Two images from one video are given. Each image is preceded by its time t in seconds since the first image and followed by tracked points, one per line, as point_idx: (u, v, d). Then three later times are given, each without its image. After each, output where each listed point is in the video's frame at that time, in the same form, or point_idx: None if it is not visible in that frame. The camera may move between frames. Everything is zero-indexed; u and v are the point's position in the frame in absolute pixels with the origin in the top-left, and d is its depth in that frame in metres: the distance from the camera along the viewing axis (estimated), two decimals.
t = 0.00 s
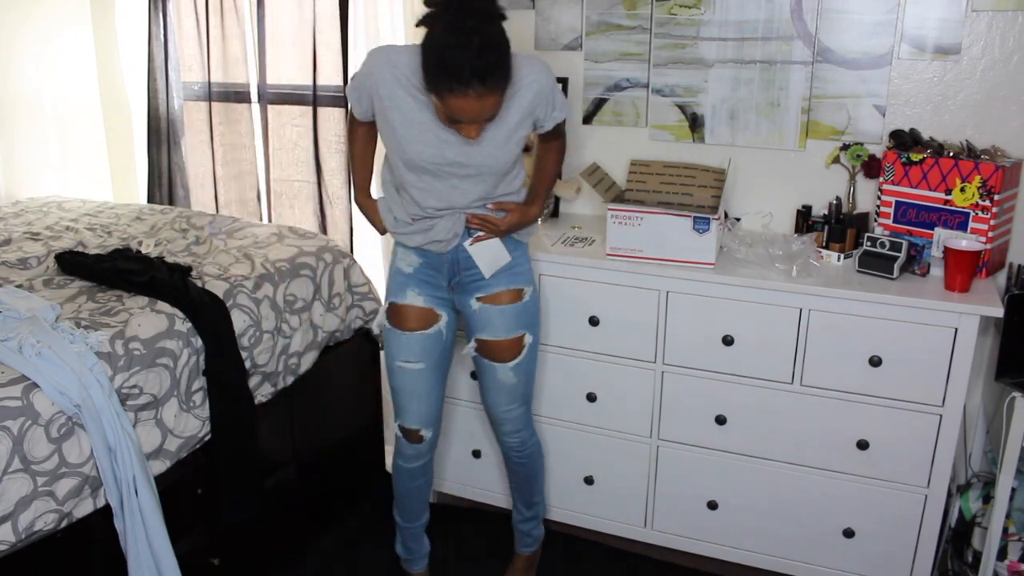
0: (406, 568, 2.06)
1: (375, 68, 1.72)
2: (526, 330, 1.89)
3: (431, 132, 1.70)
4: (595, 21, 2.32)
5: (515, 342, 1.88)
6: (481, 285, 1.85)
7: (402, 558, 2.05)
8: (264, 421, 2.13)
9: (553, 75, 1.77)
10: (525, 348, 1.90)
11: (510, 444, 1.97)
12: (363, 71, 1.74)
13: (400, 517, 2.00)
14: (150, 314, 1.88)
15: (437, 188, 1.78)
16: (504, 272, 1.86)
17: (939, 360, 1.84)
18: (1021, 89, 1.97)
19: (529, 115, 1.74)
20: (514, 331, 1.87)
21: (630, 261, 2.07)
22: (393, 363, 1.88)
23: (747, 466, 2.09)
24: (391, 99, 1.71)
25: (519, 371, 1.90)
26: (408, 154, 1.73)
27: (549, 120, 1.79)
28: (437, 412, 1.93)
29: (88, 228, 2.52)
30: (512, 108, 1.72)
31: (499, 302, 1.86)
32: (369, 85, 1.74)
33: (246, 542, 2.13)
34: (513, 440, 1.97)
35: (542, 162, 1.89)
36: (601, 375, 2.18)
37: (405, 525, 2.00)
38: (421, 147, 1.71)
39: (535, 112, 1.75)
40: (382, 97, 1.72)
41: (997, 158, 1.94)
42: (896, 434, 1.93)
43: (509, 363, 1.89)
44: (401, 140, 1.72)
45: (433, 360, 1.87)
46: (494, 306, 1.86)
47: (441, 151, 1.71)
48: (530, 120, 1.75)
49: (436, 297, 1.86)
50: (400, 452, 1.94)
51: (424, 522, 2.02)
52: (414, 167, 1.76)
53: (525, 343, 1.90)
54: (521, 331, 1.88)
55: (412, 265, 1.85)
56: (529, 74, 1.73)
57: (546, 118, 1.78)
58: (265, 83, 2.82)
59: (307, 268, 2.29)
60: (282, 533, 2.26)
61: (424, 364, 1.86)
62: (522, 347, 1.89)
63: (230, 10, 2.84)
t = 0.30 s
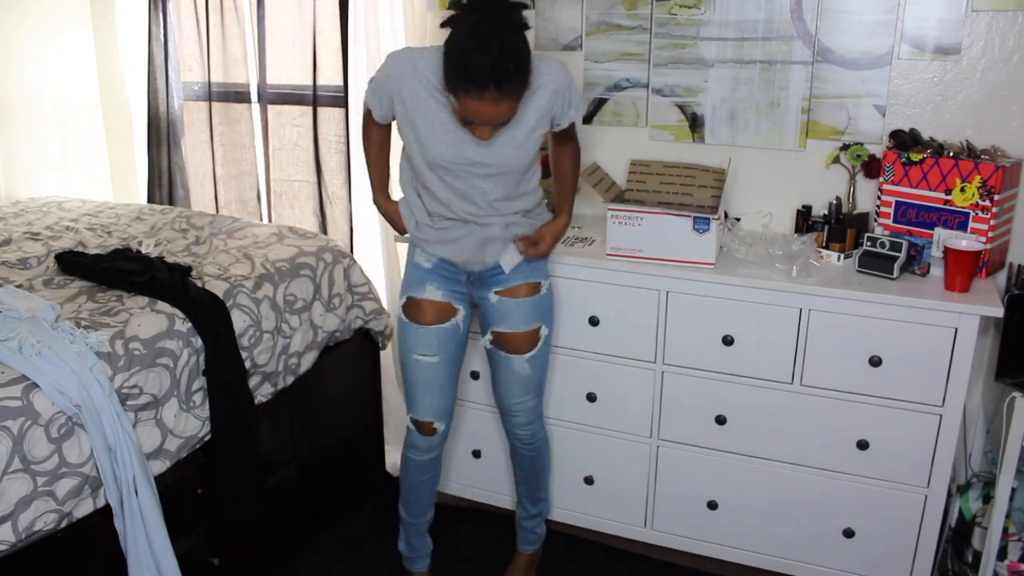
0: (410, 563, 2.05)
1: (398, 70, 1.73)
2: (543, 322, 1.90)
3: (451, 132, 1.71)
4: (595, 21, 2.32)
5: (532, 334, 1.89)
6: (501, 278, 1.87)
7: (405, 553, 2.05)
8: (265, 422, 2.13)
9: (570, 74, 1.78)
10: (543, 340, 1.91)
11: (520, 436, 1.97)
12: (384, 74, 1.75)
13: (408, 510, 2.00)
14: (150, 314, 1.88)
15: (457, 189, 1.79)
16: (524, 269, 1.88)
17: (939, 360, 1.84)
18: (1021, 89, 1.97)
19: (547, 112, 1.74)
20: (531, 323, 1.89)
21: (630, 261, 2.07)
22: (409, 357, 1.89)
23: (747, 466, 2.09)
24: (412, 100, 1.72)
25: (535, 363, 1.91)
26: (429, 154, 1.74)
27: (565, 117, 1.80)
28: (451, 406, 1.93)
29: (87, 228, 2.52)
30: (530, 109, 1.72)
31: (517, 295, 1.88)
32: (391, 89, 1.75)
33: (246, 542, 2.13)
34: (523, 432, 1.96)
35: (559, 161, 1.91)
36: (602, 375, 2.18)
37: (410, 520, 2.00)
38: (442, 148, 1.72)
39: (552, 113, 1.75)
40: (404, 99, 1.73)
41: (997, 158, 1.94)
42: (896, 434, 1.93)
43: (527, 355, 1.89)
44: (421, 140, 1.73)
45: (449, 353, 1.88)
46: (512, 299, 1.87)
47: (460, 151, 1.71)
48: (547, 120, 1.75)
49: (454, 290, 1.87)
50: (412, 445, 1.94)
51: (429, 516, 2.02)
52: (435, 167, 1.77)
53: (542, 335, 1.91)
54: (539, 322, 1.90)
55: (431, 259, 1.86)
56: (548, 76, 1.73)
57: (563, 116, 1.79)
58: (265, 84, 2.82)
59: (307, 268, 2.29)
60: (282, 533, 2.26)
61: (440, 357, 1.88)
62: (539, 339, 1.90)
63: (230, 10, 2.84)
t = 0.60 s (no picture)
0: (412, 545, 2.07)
1: (403, 62, 1.76)
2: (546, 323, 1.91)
3: (458, 111, 1.72)
4: (595, 21, 2.32)
5: (536, 334, 1.90)
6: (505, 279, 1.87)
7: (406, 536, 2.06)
8: (265, 422, 2.13)
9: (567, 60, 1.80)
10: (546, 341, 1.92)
11: (519, 435, 1.97)
12: (390, 67, 1.78)
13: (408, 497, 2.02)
14: (150, 314, 1.88)
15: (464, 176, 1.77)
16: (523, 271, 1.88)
17: (939, 360, 1.84)
18: (1021, 89, 1.97)
19: (547, 94, 1.75)
20: (534, 323, 1.89)
21: (630, 261, 2.07)
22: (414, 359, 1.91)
23: (747, 466, 2.09)
24: (417, 88, 1.75)
25: (537, 363, 1.92)
26: (435, 137, 1.74)
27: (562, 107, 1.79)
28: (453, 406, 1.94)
29: (87, 228, 2.52)
30: (533, 88, 1.73)
31: (520, 296, 1.88)
32: (396, 82, 1.77)
33: (246, 542, 2.13)
34: (522, 430, 1.96)
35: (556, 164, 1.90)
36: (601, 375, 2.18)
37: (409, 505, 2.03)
38: (449, 128, 1.73)
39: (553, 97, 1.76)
40: (410, 88, 1.75)
41: (998, 158, 1.94)
42: (896, 434, 1.93)
43: (529, 355, 1.90)
44: (427, 124, 1.74)
45: (453, 355, 1.90)
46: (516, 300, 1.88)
47: (464, 132, 1.72)
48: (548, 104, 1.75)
49: (459, 291, 1.88)
50: (412, 448, 1.95)
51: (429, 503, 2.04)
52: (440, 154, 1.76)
53: (545, 336, 1.92)
54: (542, 323, 1.90)
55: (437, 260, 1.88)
56: (549, 60, 1.75)
57: (563, 100, 1.79)
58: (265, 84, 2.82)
59: (307, 268, 2.29)
60: (282, 533, 2.26)
61: (444, 358, 1.89)
62: (542, 339, 1.91)
63: (230, 10, 2.84)
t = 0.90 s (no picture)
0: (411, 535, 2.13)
1: (376, 65, 1.80)
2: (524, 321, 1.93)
3: (433, 103, 1.78)
4: (595, 21, 2.32)
5: (515, 333, 1.91)
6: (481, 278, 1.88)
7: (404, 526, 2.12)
8: (265, 422, 2.13)
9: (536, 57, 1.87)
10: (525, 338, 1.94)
11: (503, 442, 1.99)
12: (362, 70, 1.81)
13: (403, 490, 2.07)
14: (150, 314, 1.88)
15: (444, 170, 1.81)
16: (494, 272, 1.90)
17: (939, 359, 1.84)
18: (1021, 89, 1.97)
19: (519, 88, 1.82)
20: (513, 323, 1.91)
21: (630, 261, 2.07)
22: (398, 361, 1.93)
23: (747, 466, 2.09)
24: (393, 85, 1.79)
25: (516, 365, 1.93)
26: (412, 130, 1.79)
27: (532, 105, 1.86)
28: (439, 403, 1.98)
29: (87, 228, 2.52)
30: (504, 80, 1.80)
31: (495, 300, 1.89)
32: (368, 84, 1.80)
33: (246, 542, 2.13)
34: (505, 439, 1.98)
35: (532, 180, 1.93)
36: (601, 375, 2.18)
37: (405, 497, 2.07)
38: (425, 121, 1.78)
39: (523, 92, 1.83)
40: (385, 89, 1.80)
41: (997, 159, 1.94)
42: (896, 434, 1.93)
43: (507, 356, 1.91)
44: (403, 120, 1.79)
45: (435, 357, 1.91)
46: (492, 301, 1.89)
47: (443, 125, 1.78)
48: (521, 101, 1.83)
49: (437, 294, 1.87)
50: (404, 438, 2.01)
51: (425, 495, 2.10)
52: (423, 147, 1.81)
53: (524, 334, 1.94)
54: (519, 324, 1.92)
55: (413, 264, 1.86)
56: (517, 56, 1.83)
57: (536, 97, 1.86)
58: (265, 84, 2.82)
59: (307, 268, 2.29)
60: (282, 533, 2.26)
61: (427, 360, 1.91)
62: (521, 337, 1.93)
63: (230, 10, 2.84)
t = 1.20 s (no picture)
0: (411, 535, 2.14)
1: (364, 61, 1.88)
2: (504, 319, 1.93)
3: (415, 93, 1.82)
4: (595, 21, 2.32)
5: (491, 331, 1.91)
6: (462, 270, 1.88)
7: (404, 525, 2.13)
8: (265, 422, 2.13)
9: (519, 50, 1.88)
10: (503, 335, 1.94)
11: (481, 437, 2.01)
12: (353, 66, 1.89)
13: (401, 488, 2.07)
14: (150, 314, 1.88)
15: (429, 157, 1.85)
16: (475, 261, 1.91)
17: (940, 359, 1.84)
18: (1021, 89, 1.97)
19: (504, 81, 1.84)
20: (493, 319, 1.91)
21: (630, 261, 2.07)
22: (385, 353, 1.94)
23: (747, 466, 2.09)
24: (382, 76, 1.85)
25: (493, 365, 1.94)
26: (393, 118, 1.83)
27: (517, 98, 1.85)
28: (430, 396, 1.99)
29: (88, 228, 2.52)
30: (487, 70, 1.83)
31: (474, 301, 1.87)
32: (357, 79, 1.87)
33: (246, 542, 2.13)
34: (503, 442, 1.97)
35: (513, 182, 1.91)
36: (600, 375, 2.18)
37: (406, 496, 2.08)
38: (404, 109, 1.82)
39: (505, 81, 1.84)
40: (372, 82, 1.86)
41: (997, 159, 1.94)
42: (897, 434, 1.93)
43: (483, 355, 1.92)
44: (386, 108, 1.84)
45: (421, 350, 1.92)
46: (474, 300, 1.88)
47: (426, 114, 1.82)
48: (505, 91, 1.84)
49: (421, 287, 1.87)
50: (397, 433, 2.02)
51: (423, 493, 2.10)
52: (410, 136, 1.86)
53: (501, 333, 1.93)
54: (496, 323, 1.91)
55: (397, 256, 1.87)
56: (501, 49, 1.86)
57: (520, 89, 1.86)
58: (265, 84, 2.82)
59: (307, 268, 2.29)
60: (282, 533, 2.26)
61: (413, 353, 1.91)
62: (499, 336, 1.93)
63: (230, 10, 2.84)
